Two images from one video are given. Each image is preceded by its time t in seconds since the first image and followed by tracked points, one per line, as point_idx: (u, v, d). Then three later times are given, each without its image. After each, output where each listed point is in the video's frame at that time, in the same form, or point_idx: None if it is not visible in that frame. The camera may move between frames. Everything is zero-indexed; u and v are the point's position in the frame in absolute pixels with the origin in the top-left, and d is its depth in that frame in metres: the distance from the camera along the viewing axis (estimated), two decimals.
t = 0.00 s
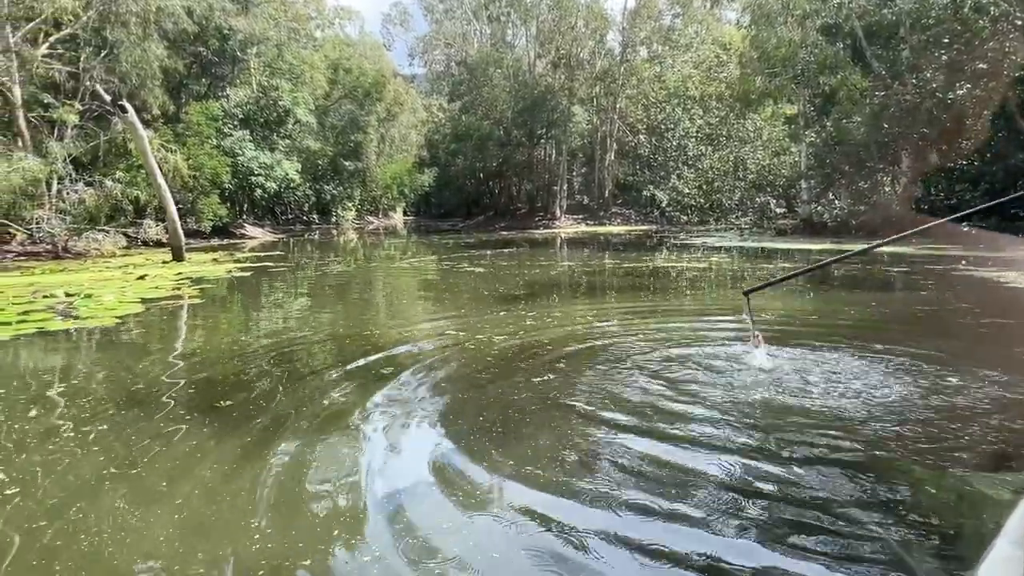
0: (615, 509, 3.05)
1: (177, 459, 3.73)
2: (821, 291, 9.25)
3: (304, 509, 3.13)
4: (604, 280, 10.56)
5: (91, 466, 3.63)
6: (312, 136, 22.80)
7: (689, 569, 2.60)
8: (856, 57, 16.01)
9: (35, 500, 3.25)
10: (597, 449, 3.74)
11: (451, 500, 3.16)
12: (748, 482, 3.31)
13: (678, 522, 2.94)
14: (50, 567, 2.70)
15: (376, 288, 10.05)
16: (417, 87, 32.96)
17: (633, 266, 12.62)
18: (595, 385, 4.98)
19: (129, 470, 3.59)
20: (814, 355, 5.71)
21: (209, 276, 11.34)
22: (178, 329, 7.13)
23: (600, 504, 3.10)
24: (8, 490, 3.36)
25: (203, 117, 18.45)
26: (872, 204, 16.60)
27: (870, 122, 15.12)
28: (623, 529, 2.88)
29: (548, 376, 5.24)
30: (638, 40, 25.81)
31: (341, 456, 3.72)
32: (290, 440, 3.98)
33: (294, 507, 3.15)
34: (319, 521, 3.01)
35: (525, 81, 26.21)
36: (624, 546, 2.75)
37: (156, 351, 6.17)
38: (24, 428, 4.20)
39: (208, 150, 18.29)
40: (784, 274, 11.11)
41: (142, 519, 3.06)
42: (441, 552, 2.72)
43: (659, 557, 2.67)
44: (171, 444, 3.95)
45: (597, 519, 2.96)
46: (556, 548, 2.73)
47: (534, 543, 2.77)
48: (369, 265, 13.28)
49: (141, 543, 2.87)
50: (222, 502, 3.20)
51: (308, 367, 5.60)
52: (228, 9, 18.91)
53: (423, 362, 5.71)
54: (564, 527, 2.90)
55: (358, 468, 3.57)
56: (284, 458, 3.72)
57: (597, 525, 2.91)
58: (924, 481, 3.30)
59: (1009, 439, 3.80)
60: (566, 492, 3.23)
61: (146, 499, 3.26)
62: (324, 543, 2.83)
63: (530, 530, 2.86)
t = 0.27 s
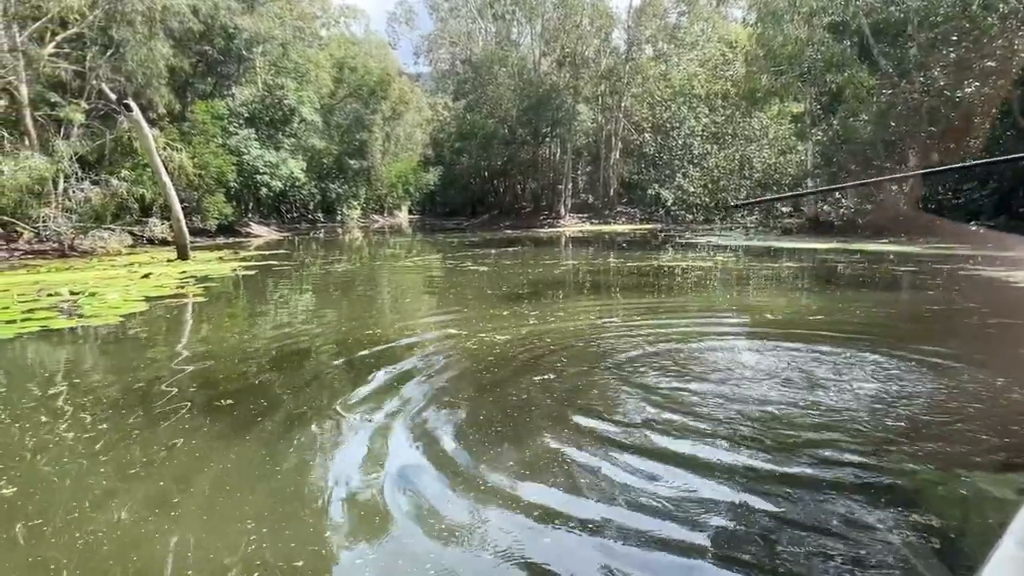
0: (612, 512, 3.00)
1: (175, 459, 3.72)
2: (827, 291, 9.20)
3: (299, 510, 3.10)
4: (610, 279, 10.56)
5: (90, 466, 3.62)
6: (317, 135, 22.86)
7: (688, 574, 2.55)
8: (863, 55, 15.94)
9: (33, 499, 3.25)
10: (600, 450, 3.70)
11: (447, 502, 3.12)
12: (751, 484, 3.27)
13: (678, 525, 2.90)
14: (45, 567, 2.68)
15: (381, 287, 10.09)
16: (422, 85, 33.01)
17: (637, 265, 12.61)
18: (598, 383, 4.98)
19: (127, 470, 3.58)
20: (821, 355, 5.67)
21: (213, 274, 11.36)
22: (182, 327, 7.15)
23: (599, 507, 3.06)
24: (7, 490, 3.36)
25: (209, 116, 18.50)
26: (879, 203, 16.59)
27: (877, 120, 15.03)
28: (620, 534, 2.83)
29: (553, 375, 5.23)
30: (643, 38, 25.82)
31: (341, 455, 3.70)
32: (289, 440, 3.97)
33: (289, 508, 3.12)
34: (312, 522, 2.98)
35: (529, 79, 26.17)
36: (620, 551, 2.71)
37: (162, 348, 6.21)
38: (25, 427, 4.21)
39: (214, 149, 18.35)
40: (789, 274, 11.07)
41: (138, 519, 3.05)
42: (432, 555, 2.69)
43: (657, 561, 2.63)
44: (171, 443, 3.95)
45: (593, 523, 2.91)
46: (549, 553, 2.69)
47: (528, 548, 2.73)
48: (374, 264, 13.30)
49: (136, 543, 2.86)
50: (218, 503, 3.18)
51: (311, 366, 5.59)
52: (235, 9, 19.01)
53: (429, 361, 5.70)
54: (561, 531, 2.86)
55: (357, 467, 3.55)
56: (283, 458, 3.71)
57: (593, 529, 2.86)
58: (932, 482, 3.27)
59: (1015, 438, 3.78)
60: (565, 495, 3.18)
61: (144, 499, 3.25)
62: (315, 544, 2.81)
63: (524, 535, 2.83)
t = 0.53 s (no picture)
0: (612, 514, 2.97)
1: (172, 457, 3.72)
2: (831, 290, 9.17)
3: (294, 510, 3.09)
4: (615, 278, 10.53)
5: (87, 464, 3.63)
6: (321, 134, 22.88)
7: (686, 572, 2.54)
8: (869, 53, 15.82)
9: (30, 498, 3.26)
10: (604, 450, 3.66)
11: (446, 504, 3.09)
12: (748, 482, 3.25)
13: (674, 524, 2.89)
14: (40, 566, 2.69)
15: (385, 285, 10.09)
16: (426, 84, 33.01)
17: (641, 264, 12.57)
18: (601, 381, 4.97)
19: (124, 468, 3.59)
20: (825, 354, 5.64)
21: (217, 273, 11.39)
22: (185, 326, 7.16)
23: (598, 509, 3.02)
24: (5, 488, 3.37)
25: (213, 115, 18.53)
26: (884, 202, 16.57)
27: (882, 118, 14.94)
28: (620, 533, 2.81)
29: (553, 375, 5.19)
30: (648, 37, 25.77)
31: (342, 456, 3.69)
32: (287, 439, 3.96)
33: (284, 508, 3.11)
34: (307, 523, 2.97)
35: (533, 78, 26.12)
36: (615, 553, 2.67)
37: (165, 346, 6.22)
38: (26, 425, 4.23)
39: (218, 148, 18.39)
40: (793, 273, 11.03)
41: (133, 518, 3.05)
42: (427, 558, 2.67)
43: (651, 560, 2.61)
44: (169, 442, 3.95)
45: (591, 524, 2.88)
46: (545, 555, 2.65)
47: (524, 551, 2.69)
48: (377, 263, 13.29)
49: (130, 542, 2.86)
50: (213, 502, 3.18)
51: (312, 365, 5.59)
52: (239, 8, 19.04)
53: (432, 360, 5.68)
54: (562, 531, 2.84)
55: (359, 468, 3.54)
56: (280, 457, 3.70)
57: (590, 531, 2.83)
58: (934, 479, 3.26)
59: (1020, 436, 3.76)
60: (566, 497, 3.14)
61: (139, 498, 3.25)
62: (309, 545, 2.79)
63: (521, 538, 2.79)
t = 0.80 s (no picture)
0: (616, 513, 2.95)
1: (167, 458, 3.71)
2: (835, 289, 9.12)
3: (285, 512, 3.06)
4: (618, 278, 10.50)
5: (82, 464, 3.62)
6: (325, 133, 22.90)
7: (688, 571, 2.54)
8: (875, 52, 15.45)
9: (23, 497, 3.26)
10: (610, 450, 3.64)
11: (451, 503, 3.08)
12: (747, 484, 3.21)
13: (669, 528, 2.85)
14: (29, 567, 2.68)
15: (388, 284, 10.09)
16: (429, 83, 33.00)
17: (644, 263, 12.52)
18: (603, 380, 4.97)
19: (119, 468, 3.57)
20: (828, 353, 5.63)
21: (219, 272, 11.40)
22: (188, 325, 7.17)
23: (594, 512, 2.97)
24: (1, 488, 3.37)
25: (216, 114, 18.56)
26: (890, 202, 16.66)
27: (888, 117, 14.86)
28: (624, 533, 2.80)
29: (554, 375, 5.17)
30: (652, 36, 25.68)
31: (344, 455, 3.68)
32: (284, 440, 3.94)
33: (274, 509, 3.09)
34: (298, 524, 2.94)
35: (537, 77, 26.03)
36: (604, 557, 2.63)
37: (167, 346, 6.23)
38: (24, 424, 4.23)
39: (222, 147, 18.41)
40: (797, 272, 10.97)
41: (124, 519, 3.04)
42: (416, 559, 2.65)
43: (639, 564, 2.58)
44: (165, 442, 3.93)
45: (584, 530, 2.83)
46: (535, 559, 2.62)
47: (515, 555, 2.66)
48: (380, 262, 13.28)
49: (118, 544, 2.84)
50: (205, 503, 3.16)
51: (314, 364, 5.58)
52: (242, 7, 19.08)
53: (435, 360, 5.66)
54: (565, 530, 2.83)
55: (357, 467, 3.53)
56: (275, 458, 3.68)
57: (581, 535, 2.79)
58: (936, 477, 3.26)
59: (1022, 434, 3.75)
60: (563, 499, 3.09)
61: (137, 498, 3.24)
62: (298, 547, 2.77)
63: (525, 538, 2.78)
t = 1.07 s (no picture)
0: (621, 514, 2.94)
1: (166, 457, 3.72)
2: (839, 289, 9.09)
3: (282, 511, 3.06)
4: (622, 278, 10.47)
5: (82, 463, 3.64)
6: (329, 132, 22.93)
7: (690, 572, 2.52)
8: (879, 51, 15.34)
9: (22, 497, 3.28)
10: (617, 450, 3.63)
11: (458, 505, 3.07)
12: (747, 484, 3.19)
13: (670, 528, 2.84)
14: (25, 566, 2.70)
15: (391, 284, 10.10)
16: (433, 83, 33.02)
17: (648, 263, 12.49)
18: (606, 380, 4.96)
19: (118, 467, 3.59)
20: (832, 352, 5.62)
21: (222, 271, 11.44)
22: (191, 325, 7.18)
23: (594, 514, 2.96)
24: None
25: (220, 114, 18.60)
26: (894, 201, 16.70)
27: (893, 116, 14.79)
28: (628, 534, 2.79)
29: (556, 375, 5.16)
30: (656, 35, 25.63)
31: (351, 454, 3.68)
32: (286, 439, 3.94)
33: (271, 508, 3.09)
34: (295, 524, 2.95)
35: (540, 76, 25.97)
36: (609, 558, 2.62)
37: (170, 345, 6.24)
38: (26, 424, 4.25)
39: (225, 146, 18.44)
40: (802, 272, 10.93)
41: (121, 518, 3.05)
42: (414, 561, 2.64)
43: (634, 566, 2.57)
44: (167, 441, 3.94)
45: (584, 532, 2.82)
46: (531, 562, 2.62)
47: (512, 559, 2.65)
48: (383, 262, 13.27)
49: (114, 543, 2.85)
50: (202, 503, 3.17)
51: (318, 364, 5.59)
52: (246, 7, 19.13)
53: (439, 360, 5.65)
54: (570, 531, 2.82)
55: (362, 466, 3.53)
56: (274, 457, 3.68)
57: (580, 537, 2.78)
58: (941, 477, 3.25)
59: None
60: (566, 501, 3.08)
61: (139, 497, 3.25)
62: (293, 546, 2.78)
63: (530, 539, 2.77)
